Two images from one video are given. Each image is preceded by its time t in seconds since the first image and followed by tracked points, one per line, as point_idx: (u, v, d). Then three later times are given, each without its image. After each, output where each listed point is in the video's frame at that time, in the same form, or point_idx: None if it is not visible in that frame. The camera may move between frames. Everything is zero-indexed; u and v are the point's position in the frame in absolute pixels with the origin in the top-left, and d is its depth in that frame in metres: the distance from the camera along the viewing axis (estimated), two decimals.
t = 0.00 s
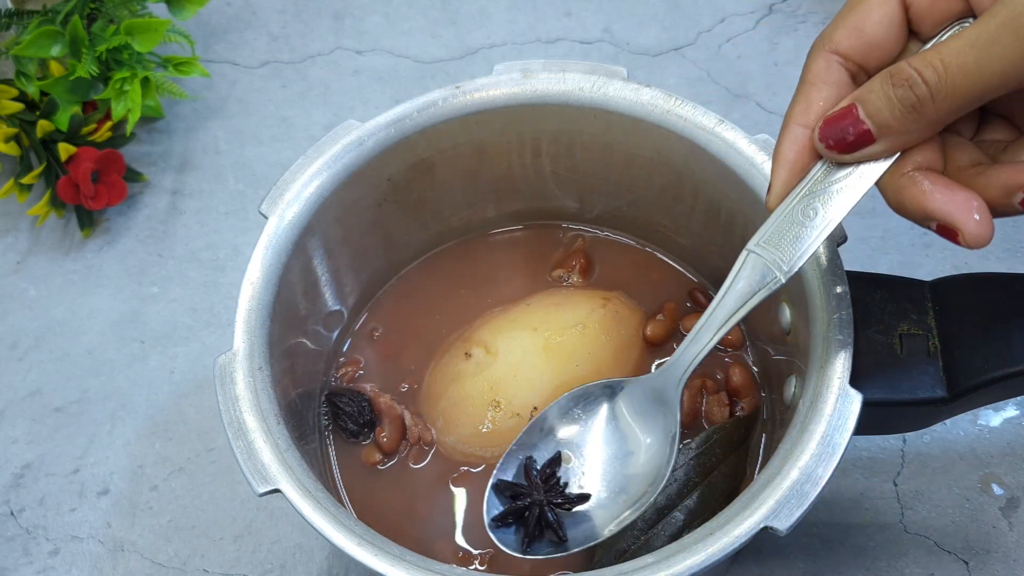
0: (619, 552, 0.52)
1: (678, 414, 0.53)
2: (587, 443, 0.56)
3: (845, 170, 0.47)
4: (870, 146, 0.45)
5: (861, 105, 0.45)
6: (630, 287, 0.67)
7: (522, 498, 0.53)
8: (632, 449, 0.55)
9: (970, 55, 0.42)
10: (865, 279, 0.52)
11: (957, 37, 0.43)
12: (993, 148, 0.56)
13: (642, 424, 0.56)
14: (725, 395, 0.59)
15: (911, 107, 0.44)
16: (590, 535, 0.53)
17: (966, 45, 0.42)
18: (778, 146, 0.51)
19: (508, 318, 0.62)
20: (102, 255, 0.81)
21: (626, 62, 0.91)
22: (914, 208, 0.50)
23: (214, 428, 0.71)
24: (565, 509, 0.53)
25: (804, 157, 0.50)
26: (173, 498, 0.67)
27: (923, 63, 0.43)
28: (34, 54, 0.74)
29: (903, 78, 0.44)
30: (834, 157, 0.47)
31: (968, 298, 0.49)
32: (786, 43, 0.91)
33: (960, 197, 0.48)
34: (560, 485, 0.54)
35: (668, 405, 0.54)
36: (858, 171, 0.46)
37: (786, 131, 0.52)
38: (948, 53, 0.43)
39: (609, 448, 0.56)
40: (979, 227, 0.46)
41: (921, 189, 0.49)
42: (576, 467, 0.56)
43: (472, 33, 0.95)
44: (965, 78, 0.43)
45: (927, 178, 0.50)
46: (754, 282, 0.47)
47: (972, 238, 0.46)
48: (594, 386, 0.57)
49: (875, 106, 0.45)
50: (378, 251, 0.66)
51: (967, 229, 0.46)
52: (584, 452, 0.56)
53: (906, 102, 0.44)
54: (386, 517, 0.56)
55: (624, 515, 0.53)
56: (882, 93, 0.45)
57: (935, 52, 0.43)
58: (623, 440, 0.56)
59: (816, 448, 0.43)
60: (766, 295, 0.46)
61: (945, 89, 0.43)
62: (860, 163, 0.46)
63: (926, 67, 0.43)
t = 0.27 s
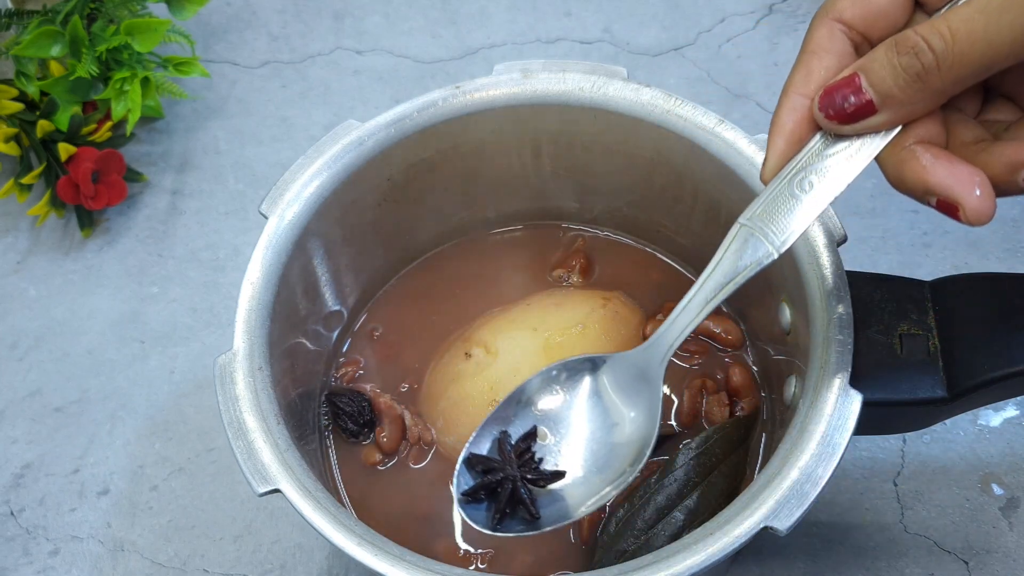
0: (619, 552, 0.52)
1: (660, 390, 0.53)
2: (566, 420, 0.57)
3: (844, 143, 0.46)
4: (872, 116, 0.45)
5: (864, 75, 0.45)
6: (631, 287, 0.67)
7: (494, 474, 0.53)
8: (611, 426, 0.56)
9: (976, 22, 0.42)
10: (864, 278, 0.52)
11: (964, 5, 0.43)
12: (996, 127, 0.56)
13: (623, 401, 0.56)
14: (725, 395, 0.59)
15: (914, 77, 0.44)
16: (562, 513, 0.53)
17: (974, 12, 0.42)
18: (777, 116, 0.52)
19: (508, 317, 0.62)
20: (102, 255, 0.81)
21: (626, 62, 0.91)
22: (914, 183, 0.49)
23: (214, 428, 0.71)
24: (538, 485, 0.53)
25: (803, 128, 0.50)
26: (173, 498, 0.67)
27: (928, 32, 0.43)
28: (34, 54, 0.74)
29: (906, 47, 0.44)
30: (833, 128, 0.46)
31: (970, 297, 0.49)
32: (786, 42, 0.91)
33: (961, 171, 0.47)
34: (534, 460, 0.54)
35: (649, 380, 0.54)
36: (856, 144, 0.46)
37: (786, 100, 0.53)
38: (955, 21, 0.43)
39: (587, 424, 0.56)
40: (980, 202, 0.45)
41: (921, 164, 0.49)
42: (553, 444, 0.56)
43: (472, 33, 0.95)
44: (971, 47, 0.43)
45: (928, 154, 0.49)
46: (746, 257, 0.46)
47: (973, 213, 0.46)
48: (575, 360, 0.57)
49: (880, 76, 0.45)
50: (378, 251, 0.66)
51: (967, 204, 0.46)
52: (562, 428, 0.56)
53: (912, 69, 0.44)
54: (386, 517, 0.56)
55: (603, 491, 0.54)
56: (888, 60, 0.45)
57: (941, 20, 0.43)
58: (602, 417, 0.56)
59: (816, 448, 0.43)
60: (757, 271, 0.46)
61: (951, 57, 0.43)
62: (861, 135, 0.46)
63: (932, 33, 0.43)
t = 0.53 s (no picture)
0: (619, 551, 0.51)
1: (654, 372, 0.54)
2: (557, 404, 0.57)
3: (846, 122, 0.46)
4: (876, 95, 0.45)
5: (869, 51, 0.45)
6: (630, 287, 0.68)
7: (482, 458, 0.53)
8: (601, 411, 0.56)
9: None
10: (864, 278, 0.52)
11: None
12: (1002, 110, 0.56)
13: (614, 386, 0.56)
14: (725, 395, 0.59)
15: (921, 54, 0.44)
16: (550, 499, 0.54)
17: None
18: (779, 94, 0.52)
19: (508, 317, 0.63)
20: (102, 255, 0.81)
21: (626, 62, 0.91)
22: (919, 163, 0.49)
23: (214, 428, 0.71)
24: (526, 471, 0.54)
25: (804, 106, 0.51)
26: (173, 498, 0.67)
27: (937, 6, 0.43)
28: (34, 53, 0.74)
29: (913, 23, 0.43)
30: (836, 106, 0.46)
31: (971, 297, 0.49)
32: (786, 42, 0.91)
33: (967, 151, 0.47)
34: (523, 445, 0.54)
35: (642, 363, 0.54)
36: (861, 122, 0.46)
37: (788, 77, 0.54)
38: None
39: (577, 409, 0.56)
40: (986, 184, 0.46)
41: (926, 144, 0.49)
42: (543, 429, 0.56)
43: (472, 33, 0.95)
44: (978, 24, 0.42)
45: (933, 134, 0.49)
46: (744, 239, 0.47)
47: (979, 195, 0.46)
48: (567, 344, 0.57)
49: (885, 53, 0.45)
50: (378, 251, 0.66)
51: (973, 186, 0.46)
52: (552, 413, 0.57)
53: (918, 46, 0.44)
54: (385, 518, 0.56)
55: (595, 477, 0.54)
56: (895, 37, 0.44)
57: None
58: (593, 402, 0.56)
59: (815, 448, 0.43)
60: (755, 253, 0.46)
61: (960, 32, 0.43)
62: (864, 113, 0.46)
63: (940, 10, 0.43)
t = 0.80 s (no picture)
0: (619, 552, 0.51)
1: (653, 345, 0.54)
2: (554, 375, 0.57)
3: (849, 99, 0.46)
4: (879, 73, 0.45)
5: (874, 29, 0.45)
6: (630, 287, 0.67)
7: (479, 426, 0.54)
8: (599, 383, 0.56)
9: None
10: (866, 278, 0.52)
11: None
12: (1008, 90, 0.55)
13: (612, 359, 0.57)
14: (726, 395, 0.59)
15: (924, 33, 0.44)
16: (546, 469, 0.54)
17: None
18: (784, 71, 0.53)
19: (508, 317, 0.62)
20: (102, 255, 0.81)
21: (626, 61, 0.91)
22: (921, 141, 0.49)
23: (213, 429, 0.71)
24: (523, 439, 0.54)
25: (807, 82, 0.51)
26: (173, 499, 0.67)
27: None
28: (32, 53, 0.74)
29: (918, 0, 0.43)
30: (840, 83, 0.46)
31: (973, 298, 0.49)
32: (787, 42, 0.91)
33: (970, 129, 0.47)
34: (521, 414, 0.55)
35: (641, 336, 0.54)
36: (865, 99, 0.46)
37: (793, 54, 0.54)
38: None
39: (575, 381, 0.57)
40: (986, 163, 0.45)
41: (928, 122, 0.49)
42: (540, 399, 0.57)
43: (472, 33, 0.95)
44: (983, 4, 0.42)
45: (935, 112, 0.49)
46: (744, 214, 0.46)
47: (980, 173, 0.46)
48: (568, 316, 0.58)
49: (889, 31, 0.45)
50: (378, 251, 0.66)
51: (975, 164, 0.46)
52: (551, 383, 0.57)
53: (922, 24, 0.44)
54: (384, 518, 0.56)
55: (592, 446, 0.54)
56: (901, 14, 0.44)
57: None
58: (591, 373, 0.57)
59: (816, 448, 0.42)
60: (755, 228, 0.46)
61: (964, 10, 0.42)
62: (867, 91, 0.46)
63: None
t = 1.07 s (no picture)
0: (620, 553, 0.51)
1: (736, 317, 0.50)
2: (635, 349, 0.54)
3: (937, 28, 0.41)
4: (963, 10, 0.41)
5: None
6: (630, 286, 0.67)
7: (548, 406, 0.52)
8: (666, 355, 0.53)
9: None
10: (866, 278, 0.52)
11: None
12: None
13: (675, 329, 0.54)
14: (726, 395, 0.59)
15: None
16: (621, 451, 0.52)
17: None
18: None
19: (508, 318, 0.62)
20: (101, 255, 0.81)
21: (626, 61, 0.91)
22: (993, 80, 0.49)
23: (213, 429, 0.71)
24: (593, 418, 0.53)
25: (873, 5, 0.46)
26: (172, 499, 0.67)
27: None
28: (32, 53, 0.74)
29: None
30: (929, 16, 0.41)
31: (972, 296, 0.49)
32: (787, 42, 0.91)
33: None
34: (593, 392, 0.53)
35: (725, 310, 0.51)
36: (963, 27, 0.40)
37: None
38: None
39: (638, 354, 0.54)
40: None
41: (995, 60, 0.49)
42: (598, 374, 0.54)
43: (472, 33, 0.95)
44: None
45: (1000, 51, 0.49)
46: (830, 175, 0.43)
47: None
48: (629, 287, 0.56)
49: None
50: (378, 251, 0.66)
51: None
52: (637, 357, 0.54)
53: None
54: (383, 519, 0.56)
55: (676, 425, 0.52)
56: None
57: None
58: (678, 346, 0.53)
59: (815, 448, 0.42)
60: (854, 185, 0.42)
61: None
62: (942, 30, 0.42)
63: None
